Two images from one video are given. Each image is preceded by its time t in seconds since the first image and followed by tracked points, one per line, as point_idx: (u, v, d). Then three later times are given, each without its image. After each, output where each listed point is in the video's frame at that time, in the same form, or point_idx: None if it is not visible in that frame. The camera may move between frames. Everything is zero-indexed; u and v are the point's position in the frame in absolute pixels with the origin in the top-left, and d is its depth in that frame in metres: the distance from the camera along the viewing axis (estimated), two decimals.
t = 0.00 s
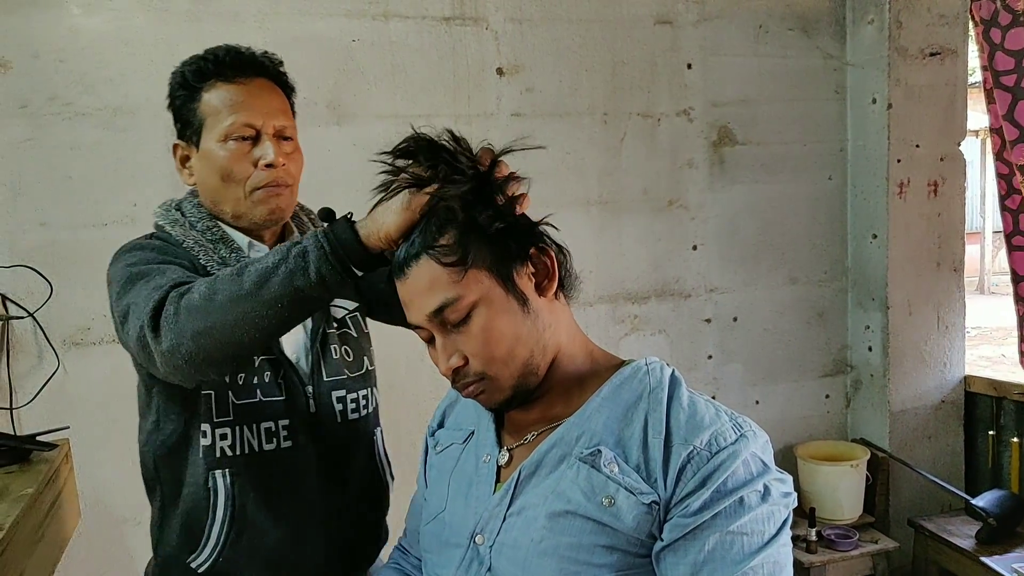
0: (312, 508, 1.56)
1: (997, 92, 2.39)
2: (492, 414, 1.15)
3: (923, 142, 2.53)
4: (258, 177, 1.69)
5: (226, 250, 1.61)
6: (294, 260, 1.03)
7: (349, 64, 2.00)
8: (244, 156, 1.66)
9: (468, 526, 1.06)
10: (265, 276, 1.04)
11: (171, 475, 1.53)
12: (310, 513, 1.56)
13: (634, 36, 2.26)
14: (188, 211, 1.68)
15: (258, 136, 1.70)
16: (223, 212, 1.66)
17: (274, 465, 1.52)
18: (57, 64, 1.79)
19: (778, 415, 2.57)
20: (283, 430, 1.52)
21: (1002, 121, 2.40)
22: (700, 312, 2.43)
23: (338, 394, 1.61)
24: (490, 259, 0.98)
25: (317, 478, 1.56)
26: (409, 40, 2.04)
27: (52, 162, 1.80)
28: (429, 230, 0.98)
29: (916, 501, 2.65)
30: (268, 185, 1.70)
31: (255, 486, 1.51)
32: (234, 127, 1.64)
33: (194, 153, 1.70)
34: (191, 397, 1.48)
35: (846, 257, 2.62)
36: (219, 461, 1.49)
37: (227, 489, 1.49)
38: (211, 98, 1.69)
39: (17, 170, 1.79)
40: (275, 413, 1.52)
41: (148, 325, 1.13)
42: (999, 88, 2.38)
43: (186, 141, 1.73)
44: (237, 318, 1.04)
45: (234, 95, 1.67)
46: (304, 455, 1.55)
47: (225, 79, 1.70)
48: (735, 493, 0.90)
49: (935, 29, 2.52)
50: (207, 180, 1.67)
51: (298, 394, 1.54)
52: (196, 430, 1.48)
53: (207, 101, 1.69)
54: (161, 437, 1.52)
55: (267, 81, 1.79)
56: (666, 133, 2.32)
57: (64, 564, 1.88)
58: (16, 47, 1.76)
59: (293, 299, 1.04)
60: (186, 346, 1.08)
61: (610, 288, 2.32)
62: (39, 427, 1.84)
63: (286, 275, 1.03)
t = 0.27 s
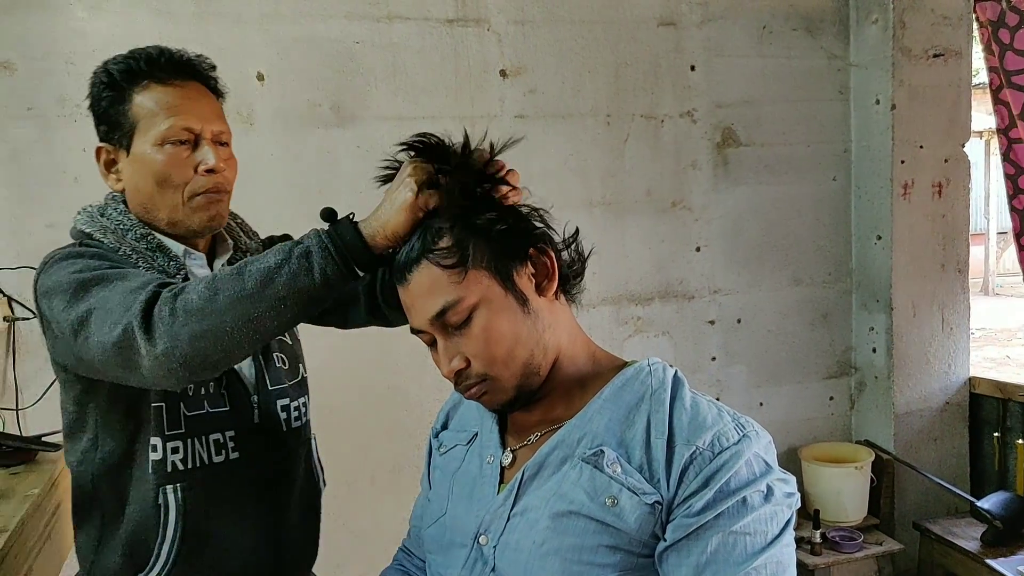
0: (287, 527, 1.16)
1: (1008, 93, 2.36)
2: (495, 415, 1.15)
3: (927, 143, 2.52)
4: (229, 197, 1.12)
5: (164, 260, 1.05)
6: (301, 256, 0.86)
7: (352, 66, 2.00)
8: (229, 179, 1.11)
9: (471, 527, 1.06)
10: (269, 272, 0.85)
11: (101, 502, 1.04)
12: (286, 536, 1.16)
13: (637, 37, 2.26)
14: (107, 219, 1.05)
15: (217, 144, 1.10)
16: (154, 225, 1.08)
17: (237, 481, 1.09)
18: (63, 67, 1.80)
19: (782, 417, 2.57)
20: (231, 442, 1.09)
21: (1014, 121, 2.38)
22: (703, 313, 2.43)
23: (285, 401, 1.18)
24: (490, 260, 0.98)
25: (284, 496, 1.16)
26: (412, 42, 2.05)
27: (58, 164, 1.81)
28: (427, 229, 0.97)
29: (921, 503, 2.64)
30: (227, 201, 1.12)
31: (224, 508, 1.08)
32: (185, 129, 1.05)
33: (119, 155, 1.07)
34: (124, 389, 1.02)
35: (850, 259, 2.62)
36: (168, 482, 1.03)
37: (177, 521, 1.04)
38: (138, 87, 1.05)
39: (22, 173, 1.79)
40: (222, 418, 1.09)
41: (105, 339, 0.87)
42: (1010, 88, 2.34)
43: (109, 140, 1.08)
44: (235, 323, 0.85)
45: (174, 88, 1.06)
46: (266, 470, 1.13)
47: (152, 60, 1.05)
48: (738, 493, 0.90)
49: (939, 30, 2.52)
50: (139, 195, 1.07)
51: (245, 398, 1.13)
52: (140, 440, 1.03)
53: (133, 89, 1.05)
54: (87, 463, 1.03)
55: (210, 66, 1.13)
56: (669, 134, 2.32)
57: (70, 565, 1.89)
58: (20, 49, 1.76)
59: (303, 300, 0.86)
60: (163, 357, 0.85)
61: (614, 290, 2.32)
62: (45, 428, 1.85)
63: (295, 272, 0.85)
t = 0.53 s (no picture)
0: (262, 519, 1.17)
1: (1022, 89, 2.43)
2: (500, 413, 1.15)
3: (936, 142, 2.51)
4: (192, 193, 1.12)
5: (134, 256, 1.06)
6: (282, 215, 0.87)
7: (359, 64, 2.00)
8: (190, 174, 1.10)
9: (477, 526, 1.06)
10: (249, 229, 0.86)
11: (69, 503, 1.01)
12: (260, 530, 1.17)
13: (644, 36, 2.25)
14: (69, 211, 1.04)
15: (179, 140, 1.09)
16: (119, 221, 1.07)
17: (214, 474, 1.10)
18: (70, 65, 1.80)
19: (789, 417, 2.56)
20: (205, 437, 1.10)
21: None
22: (710, 313, 2.42)
23: (256, 393, 1.18)
24: (490, 258, 0.97)
25: (256, 488, 1.16)
26: (419, 41, 2.04)
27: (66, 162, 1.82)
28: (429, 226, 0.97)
29: (929, 505, 2.62)
30: (190, 198, 1.11)
31: (204, 501, 1.08)
32: (147, 125, 1.04)
33: (78, 152, 1.05)
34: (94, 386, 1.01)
35: (857, 259, 2.61)
36: (146, 477, 1.02)
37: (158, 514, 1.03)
38: (96, 84, 1.03)
39: (33, 172, 1.82)
40: (196, 413, 1.10)
41: (77, 306, 0.85)
42: None
43: (67, 137, 1.06)
44: (216, 278, 0.84)
45: (132, 84, 1.05)
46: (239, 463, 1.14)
47: (110, 55, 1.04)
48: (743, 491, 0.89)
49: (949, 29, 2.50)
50: (100, 191, 1.05)
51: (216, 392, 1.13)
52: (114, 435, 1.02)
53: (89, 87, 1.03)
54: (53, 460, 1.00)
55: (167, 64, 1.13)
56: (676, 133, 2.31)
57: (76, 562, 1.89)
58: (28, 47, 1.77)
59: (282, 255, 0.86)
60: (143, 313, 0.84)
61: (620, 289, 2.31)
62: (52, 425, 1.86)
63: (275, 230, 0.86)
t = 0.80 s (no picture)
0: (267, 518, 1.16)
1: None
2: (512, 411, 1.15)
3: (951, 141, 2.49)
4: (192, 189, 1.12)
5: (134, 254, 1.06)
6: (228, 142, 0.86)
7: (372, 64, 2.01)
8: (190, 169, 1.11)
9: (491, 523, 1.06)
10: (201, 162, 0.85)
11: (73, 502, 1.02)
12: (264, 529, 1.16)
13: (656, 35, 2.25)
14: (69, 211, 1.04)
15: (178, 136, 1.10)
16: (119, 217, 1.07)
17: (219, 473, 1.11)
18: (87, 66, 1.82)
19: (802, 417, 2.55)
20: (209, 436, 1.10)
21: None
22: (722, 312, 2.42)
23: (259, 393, 1.16)
24: (502, 258, 0.98)
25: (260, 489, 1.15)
26: (432, 41, 2.05)
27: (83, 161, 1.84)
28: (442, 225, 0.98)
29: (943, 505, 2.61)
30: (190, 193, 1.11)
31: (209, 499, 1.09)
32: (145, 121, 1.05)
33: (77, 150, 1.06)
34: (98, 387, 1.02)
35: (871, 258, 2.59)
36: (152, 476, 1.03)
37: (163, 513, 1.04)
38: (94, 82, 1.04)
39: (50, 173, 1.84)
40: (201, 412, 1.10)
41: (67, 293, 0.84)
42: None
43: (65, 136, 1.06)
44: (191, 222, 0.83)
45: (130, 81, 1.06)
46: (243, 463, 1.14)
47: (108, 54, 1.06)
48: (757, 490, 0.89)
49: (963, 27, 2.49)
50: (99, 187, 1.05)
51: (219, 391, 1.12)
52: (118, 433, 1.03)
53: (87, 85, 1.04)
54: (57, 457, 1.02)
55: (164, 63, 1.14)
56: (688, 133, 2.31)
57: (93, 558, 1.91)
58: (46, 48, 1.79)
59: (241, 176, 0.85)
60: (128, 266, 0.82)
61: (632, 288, 2.31)
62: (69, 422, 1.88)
63: (226, 155, 0.85)
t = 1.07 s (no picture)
0: (280, 518, 1.17)
1: None
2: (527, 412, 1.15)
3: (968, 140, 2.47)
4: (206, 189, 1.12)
5: (150, 257, 1.05)
6: (340, 294, 0.83)
7: (386, 63, 2.01)
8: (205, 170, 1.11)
9: (506, 524, 1.06)
10: (310, 313, 0.82)
11: (92, 508, 1.02)
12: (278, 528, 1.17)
13: (670, 34, 2.24)
14: (86, 215, 1.04)
15: (193, 136, 1.11)
16: (136, 218, 1.07)
17: (235, 476, 1.11)
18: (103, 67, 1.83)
19: (817, 419, 2.53)
20: (226, 439, 1.11)
21: None
22: (738, 313, 2.41)
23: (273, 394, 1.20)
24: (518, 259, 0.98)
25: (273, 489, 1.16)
26: (446, 40, 2.05)
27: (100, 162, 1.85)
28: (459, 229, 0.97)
29: (961, 508, 2.58)
30: (205, 193, 1.11)
31: (226, 500, 1.10)
32: (161, 121, 1.06)
33: (93, 151, 1.06)
34: (115, 395, 1.02)
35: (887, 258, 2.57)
36: (171, 482, 1.04)
37: (182, 516, 1.05)
38: (109, 82, 1.05)
39: (67, 174, 1.85)
40: (216, 416, 1.10)
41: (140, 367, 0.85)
42: None
43: (81, 136, 1.07)
44: (287, 355, 0.83)
45: (145, 81, 1.06)
46: (258, 464, 1.15)
47: (123, 53, 1.06)
48: (776, 493, 0.89)
49: (981, 25, 2.46)
50: (116, 188, 1.06)
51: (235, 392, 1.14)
52: (136, 441, 1.03)
53: (103, 85, 1.05)
54: (75, 465, 1.02)
55: (176, 62, 1.14)
56: (703, 132, 2.30)
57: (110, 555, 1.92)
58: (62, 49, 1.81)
59: (347, 337, 0.85)
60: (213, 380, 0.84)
61: (647, 289, 2.30)
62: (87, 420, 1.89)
63: (336, 310, 0.83)
